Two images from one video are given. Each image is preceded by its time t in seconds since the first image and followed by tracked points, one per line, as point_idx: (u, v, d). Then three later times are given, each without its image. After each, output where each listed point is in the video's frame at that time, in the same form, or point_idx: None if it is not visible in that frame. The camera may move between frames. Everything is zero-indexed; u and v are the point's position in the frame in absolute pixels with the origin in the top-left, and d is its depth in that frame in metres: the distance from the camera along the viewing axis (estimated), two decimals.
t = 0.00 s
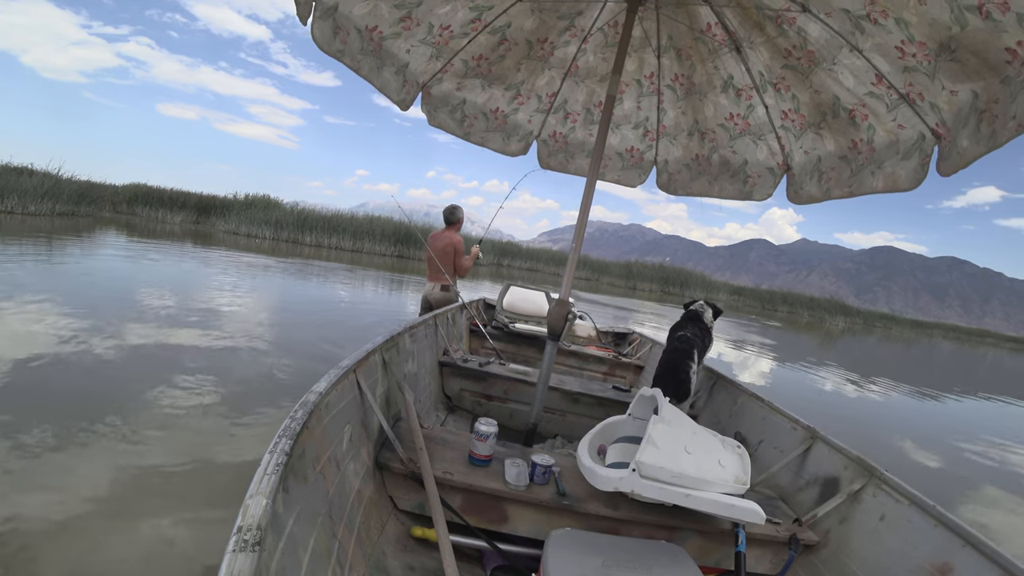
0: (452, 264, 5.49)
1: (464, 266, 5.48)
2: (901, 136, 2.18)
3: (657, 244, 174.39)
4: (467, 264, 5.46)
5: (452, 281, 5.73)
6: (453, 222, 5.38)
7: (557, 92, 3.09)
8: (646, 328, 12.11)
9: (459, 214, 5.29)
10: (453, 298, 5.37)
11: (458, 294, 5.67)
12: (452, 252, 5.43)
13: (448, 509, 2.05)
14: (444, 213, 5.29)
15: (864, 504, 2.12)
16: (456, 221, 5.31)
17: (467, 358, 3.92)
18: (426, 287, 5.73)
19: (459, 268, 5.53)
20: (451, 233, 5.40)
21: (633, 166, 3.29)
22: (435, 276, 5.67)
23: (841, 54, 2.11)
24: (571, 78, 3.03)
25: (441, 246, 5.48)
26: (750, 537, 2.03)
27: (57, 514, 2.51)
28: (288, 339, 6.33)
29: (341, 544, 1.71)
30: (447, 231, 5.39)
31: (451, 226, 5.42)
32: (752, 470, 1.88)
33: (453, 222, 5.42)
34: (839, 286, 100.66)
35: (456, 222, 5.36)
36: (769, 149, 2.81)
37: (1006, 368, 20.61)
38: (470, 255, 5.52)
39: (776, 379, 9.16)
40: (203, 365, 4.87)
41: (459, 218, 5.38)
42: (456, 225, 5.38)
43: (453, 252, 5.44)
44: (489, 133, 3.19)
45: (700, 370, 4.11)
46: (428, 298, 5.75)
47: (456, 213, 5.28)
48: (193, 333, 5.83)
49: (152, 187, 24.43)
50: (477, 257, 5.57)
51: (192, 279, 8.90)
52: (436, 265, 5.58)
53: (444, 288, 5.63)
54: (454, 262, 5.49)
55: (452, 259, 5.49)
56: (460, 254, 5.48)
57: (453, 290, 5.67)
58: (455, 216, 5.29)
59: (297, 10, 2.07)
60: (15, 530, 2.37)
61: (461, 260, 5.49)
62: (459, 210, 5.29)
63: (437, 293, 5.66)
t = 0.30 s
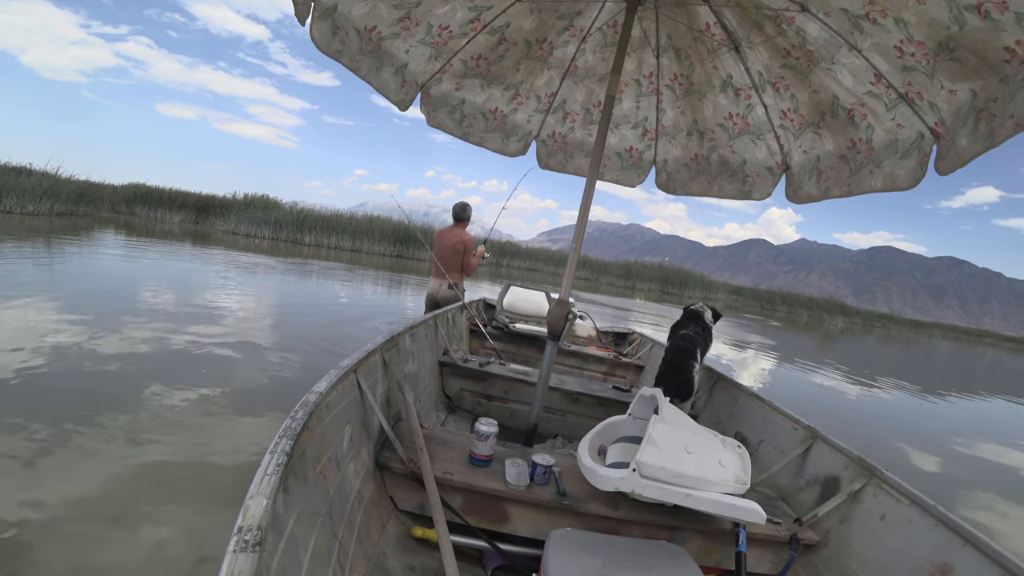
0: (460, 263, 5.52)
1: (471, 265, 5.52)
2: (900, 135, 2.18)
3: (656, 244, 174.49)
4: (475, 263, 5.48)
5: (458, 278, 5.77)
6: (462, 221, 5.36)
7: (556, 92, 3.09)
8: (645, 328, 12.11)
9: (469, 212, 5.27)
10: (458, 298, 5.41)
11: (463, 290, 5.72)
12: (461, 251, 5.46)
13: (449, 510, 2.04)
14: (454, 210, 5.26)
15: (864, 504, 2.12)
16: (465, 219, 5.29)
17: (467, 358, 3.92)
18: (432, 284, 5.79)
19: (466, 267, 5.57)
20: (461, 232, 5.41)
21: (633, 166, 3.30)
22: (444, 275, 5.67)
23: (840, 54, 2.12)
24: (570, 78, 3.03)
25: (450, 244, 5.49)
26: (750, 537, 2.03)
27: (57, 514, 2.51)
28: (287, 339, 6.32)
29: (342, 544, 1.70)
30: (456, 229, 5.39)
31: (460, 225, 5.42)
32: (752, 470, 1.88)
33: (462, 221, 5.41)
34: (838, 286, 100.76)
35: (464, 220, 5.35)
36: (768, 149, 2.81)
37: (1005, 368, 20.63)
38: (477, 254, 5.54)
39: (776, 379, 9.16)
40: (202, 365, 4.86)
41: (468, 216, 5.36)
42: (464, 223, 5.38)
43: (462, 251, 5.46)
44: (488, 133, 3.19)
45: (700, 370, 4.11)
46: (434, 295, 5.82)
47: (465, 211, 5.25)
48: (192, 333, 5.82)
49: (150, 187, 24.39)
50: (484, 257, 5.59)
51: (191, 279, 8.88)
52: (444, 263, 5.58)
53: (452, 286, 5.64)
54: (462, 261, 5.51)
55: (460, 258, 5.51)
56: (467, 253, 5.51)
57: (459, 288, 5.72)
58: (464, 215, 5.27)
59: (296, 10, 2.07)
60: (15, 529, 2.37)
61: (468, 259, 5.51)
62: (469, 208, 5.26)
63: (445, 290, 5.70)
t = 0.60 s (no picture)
0: (464, 262, 5.52)
1: (475, 265, 5.52)
2: (901, 135, 2.18)
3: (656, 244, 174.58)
4: (479, 262, 5.48)
5: (461, 278, 5.76)
6: (465, 219, 5.37)
7: (557, 92, 3.08)
8: (645, 328, 12.11)
9: (471, 210, 5.27)
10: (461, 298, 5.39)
11: (466, 289, 5.73)
12: (465, 249, 5.46)
13: (449, 510, 2.04)
14: (457, 209, 5.26)
15: (864, 504, 2.12)
16: (468, 218, 5.28)
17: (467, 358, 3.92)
18: (435, 283, 5.79)
19: (470, 266, 5.56)
20: (465, 230, 5.41)
21: (633, 166, 3.29)
22: (448, 274, 5.67)
23: (841, 53, 2.11)
24: (571, 78, 3.03)
25: (454, 243, 5.49)
26: (751, 537, 2.03)
27: (57, 513, 2.50)
28: (287, 338, 6.30)
29: (342, 545, 1.70)
30: (460, 227, 5.39)
31: (463, 223, 5.42)
32: (752, 470, 1.87)
33: (465, 220, 5.41)
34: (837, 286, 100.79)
35: (468, 219, 5.35)
36: (769, 149, 2.81)
37: (1005, 368, 20.64)
38: (480, 253, 5.54)
39: (776, 379, 9.16)
40: (201, 365, 4.85)
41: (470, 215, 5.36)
42: (468, 222, 5.38)
43: (465, 250, 5.47)
44: (489, 134, 3.18)
45: (700, 370, 4.11)
46: (438, 293, 5.81)
47: (468, 209, 5.26)
48: (192, 333, 5.81)
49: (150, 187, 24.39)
50: (487, 256, 5.59)
51: (190, 279, 8.87)
52: (447, 262, 5.58)
53: (456, 285, 5.65)
54: (466, 260, 5.51)
55: (464, 257, 5.51)
56: (471, 252, 5.51)
57: (463, 288, 5.72)
58: (467, 213, 5.27)
59: (296, 10, 2.07)
60: (15, 529, 2.36)
61: (472, 257, 5.51)
62: (471, 206, 5.27)
63: (450, 289, 5.71)
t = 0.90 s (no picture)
0: (465, 262, 5.53)
1: (475, 265, 5.52)
2: (901, 135, 2.19)
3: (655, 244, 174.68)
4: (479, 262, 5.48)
5: (461, 278, 5.77)
6: (466, 219, 5.37)
7: (556, 92, 3.08)
8: (644, 328, 12.11)
9: (472, 209, 5.28)
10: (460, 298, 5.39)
11: (466, 289, 5.74)
12: (466, 250, 5.46)
13: (449, 510, 2.04)
14: (458, 208, 5.27)
15: (864, 504, 2.12)
16: (469, 217, 5.29)
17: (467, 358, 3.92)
18: (435, 283, 5.80)
19: (470, 267, 5.57)
20: (466, 230, 5.42)
21: (633, 166, 3.29)
22: (448, 273, 5.67)
23: (840, 54, 2.12)
24: (570, 79, 3.03)
25: (455, 243, 5.49)
26: (750, 537, 2.03)
27: (56, 513, 2.50)
28: (286, 338, 6.30)
29: (342, 545, 1.70)
30: (460, 227, 5.39)
31: (464, 223, 5.43)
32: (752, 470, 1.88)
33: (465, 220, 5.42)
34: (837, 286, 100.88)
35: (468, 218, 5.35)
36: (768, 149, 2.81)
37: (1004, 368, 20.66)
38: (481, 254, 5.55)
39: (775, 379, 9.16)
40: (200, 366, 4.84)
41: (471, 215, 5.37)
42: (468, 222, 5.38)
43: (466, 250, 5.47)
44: (489, 134, 3.18)
45: (700, 370, 4.11)
46: (439, 293, 5.81)
47: (469, 209, 5.27)
48: (191, 333, 5.81)
49: (148, 187, 24.37)
50: (488, 256, 5.59)
51: (189, 279, 8.86)
52: (447, 262, 5.58)
53: (455, 285, 5.65)
54: (466, 260, 5.51)
55: (464, 257, 5.51)
56: (472, 252, 5.51)
57: (462, 288, 5.73)
58: (468, 213, 5.28)
59: (296, 11, 2.07)
60: (14, 529, 2.36)
61: (473, 258, 5.52)
62: (472, 206, 5.27)
63: (450, 289, 5.71)
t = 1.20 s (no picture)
0: (466, 263, 5.52)
1: (477, 265, 5.51)
2: (900, 134, 2.19)
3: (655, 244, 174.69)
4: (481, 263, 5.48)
5: (462, 279, 5.76)
6: (467, 219, 5.38)
7: (556, 92, 3.08)
8: (645, 327, 12.10)
9: (473, 209, 5.30)
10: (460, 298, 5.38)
11: (467, 289, 5.75)
12: (467, 250, 5.46)
13: (449, 510, 2.04)
14: (459, 208, 5.28)
15: (864, 504, 2.12)
16: (470, 217, 5.31)
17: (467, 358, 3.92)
18: (437, 283, 5.81)
19: (472, 267, 5.57)
20: (468, 231, 5.42)
21: (633, 166, 3.29)
22: (449, 273, 5.67)
23: (840, 53, 2.12)
24: (570, 78, 3.03)
25: (456, 243, 5.49)
26: (751, 537, 2.03)
27: (57, 514, 2.50)
28: (286, 339, 6.30)
29: (342, 545, 1.70)
30: (461, 227, 5.39)
31: (466, 224, 5.43)
32: (752, 470, 1.87)
33: (466, 220, 5.43)
34: (837, 285, 100.87)
35: (469, 219, 5.36)
36: (768, 148, 2.81)
37: (1004, 367, 20.64)
38: (482, 254, 5.55)
39: (776, 379, 9.15)
40: (201, 366, 4.84)
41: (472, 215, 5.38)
42: (469, 222, 5.39)
43: (468, 250, 5.47)
44: (488, 134, 3.18)
45: (700, 370, 4.11)
46: (439, 293, 5.83)
47: (470, 209, 5.28)
48: (190, 333, 5.80)
49: (148, 187, 24.37)
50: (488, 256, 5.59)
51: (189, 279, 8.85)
52: (448, 262, 5.58)
53: (456, 285, 5.65)
54: (468, 261, 5.50)
55: (466, 257, 5.51)
56: (473, 252, 5.51)
57: (463, 288, 5.73)
58: (469, 213, 5.29)
59: (296, 10, 2.07)
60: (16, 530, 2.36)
61: (474, 258, 5.51)
62: (473, 206, 5.28)
63: (451, 289, 5.71)
